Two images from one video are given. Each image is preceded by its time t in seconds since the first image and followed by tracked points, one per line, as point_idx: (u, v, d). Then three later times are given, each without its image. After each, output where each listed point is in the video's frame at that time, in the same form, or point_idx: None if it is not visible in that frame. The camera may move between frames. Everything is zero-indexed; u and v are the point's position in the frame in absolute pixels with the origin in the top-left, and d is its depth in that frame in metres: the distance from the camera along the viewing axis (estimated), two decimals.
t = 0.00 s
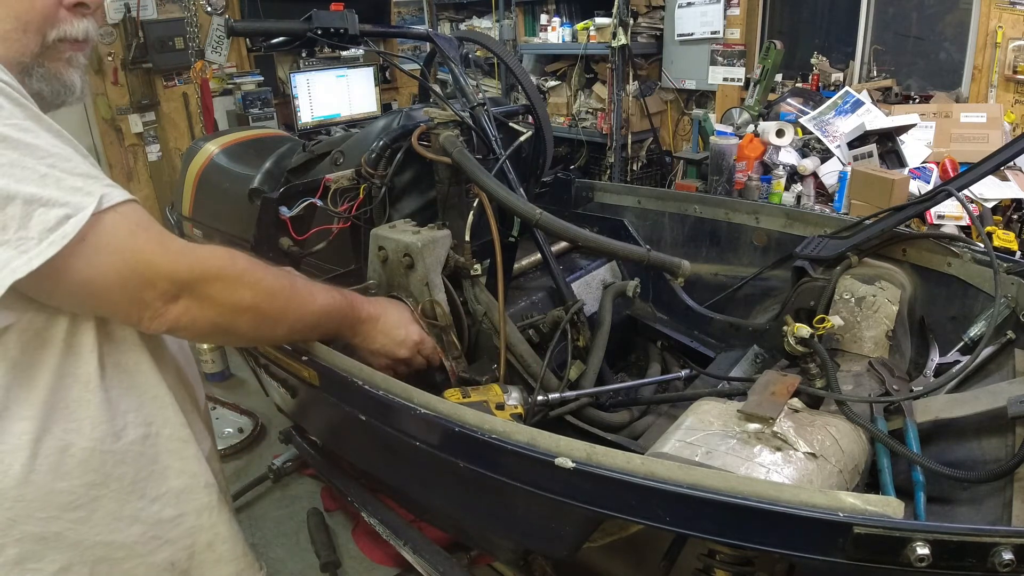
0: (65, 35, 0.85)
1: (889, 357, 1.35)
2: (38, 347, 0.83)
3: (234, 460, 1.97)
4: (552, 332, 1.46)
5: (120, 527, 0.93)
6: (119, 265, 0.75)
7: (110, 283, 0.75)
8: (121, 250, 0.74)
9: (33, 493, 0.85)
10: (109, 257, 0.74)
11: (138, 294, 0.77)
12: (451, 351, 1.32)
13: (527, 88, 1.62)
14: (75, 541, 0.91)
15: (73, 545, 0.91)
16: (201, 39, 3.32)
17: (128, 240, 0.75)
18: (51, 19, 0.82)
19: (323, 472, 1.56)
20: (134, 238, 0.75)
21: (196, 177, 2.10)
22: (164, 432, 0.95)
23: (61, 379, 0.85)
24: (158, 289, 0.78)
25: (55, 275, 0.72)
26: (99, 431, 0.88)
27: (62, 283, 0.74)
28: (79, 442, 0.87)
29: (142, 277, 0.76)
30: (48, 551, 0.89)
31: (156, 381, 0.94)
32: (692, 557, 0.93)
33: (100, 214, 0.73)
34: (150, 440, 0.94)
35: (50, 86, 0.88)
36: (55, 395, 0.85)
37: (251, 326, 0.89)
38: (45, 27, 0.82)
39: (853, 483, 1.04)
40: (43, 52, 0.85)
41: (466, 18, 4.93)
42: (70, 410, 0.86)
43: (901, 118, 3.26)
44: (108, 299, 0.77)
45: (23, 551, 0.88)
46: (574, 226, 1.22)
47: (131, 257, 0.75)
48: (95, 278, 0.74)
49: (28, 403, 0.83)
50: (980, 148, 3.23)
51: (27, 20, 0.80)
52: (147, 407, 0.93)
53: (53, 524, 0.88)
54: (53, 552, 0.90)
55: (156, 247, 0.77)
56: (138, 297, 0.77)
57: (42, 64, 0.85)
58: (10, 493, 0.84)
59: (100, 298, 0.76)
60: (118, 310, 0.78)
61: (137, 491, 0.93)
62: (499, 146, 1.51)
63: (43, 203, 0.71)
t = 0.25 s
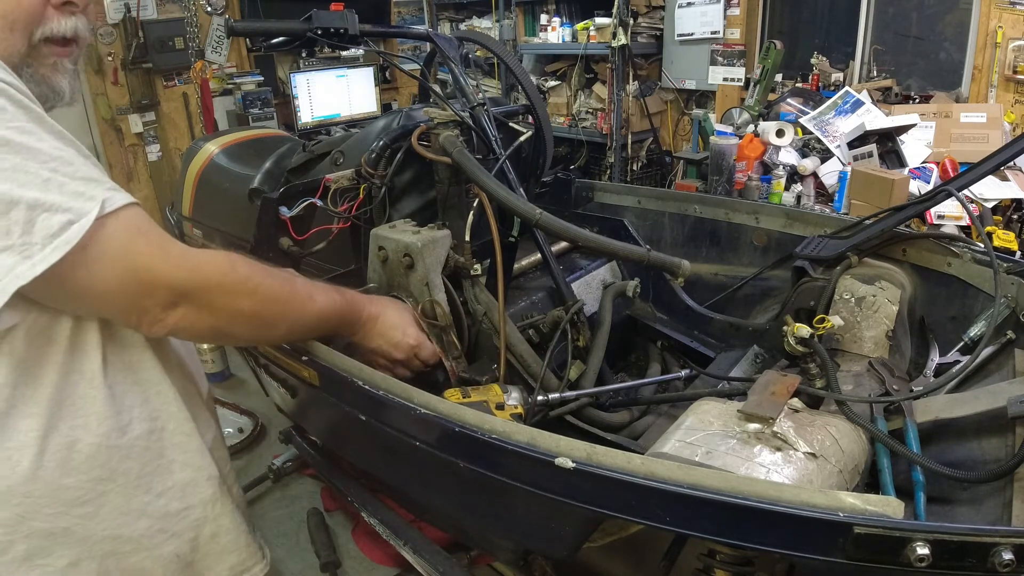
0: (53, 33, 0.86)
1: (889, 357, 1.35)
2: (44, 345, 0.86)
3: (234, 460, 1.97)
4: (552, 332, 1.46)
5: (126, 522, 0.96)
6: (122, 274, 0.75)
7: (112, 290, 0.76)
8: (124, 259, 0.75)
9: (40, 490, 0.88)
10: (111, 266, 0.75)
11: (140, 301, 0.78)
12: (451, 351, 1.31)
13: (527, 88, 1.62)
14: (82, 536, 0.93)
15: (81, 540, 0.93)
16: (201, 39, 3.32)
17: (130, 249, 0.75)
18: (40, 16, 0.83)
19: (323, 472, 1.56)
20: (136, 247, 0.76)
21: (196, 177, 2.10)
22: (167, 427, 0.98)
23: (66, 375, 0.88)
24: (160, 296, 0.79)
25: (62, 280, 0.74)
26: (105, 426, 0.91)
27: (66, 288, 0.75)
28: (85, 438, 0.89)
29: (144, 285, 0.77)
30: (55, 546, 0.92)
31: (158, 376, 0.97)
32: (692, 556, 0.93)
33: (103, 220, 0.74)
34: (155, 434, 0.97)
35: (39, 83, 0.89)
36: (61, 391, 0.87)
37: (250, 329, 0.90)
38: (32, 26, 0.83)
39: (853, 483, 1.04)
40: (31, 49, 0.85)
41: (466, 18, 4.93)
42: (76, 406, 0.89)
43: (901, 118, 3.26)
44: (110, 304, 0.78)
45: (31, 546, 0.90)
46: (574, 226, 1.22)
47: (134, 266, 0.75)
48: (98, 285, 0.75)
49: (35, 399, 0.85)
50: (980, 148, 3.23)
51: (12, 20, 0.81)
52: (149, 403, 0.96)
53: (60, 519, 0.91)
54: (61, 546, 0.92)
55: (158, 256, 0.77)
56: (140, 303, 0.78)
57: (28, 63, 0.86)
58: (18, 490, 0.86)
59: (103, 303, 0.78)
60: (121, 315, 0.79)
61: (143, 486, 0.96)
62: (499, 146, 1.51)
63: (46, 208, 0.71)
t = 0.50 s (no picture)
0: (70, 55, 0.88)
1: (889, 357, 1.35)
2: (45, 348, 0.86)
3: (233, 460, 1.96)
4: (552, 332, 1.46)
5: (130, 521, 0.96)
6: (118, 285, 0.76)
7: (109, 299, 0.77)
8: (119, 270, 0.75)
9: (44, 488, 0.87)
10: (107, 277, 0.75)
11: (137, 310, 0.79)
12: (452, 351, 1.31)
13: (527, 88, 1.62)
14: (87, 535, 0.93)
15: (87, 538, 0.93)
16: (201, 39, 3.32)
17: (126, 260, 0.76)
18: (60, 39, 0.85)
19: (322, 472, 1.56)
20: (132, 257, 0.76)
21: (196, 177, 2.10)
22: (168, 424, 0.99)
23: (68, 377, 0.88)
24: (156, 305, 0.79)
25: (65, 289, 0.75)
26: (109, 425, 0.91)
27: (67, 297, 0.76)
28: (90, 437, 0.90)
29: (140, 295, 0.77)
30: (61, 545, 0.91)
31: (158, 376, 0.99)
32: (692, 556, 0.93)
33: (100, 232, 0.74)
34: (157, 432, 0.97)
35: (46, 96, 0.89)
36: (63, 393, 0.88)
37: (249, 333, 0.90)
38: (49, 44, 0.84)
39: (853, 483, 1.04)
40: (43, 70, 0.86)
41: (466, 18, 4.93)
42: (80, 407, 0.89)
43: (901, 118, 3.26)
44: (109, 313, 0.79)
45: (36, 546, 0.90)
46: (574, 226, 1.22)
47: (130, 276, 0.76)
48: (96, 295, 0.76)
49: (38, 401, 0.85)
50: (980, 148, 3.23)
51: (32, 36, 0.81)
52: (151, 401, 0.97)
53: (66, 518, 0.90)
54: (67, 546, 0.92)
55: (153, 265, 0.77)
56: (137, 313, 0.79)
57: (39, 77, 0.86)
58: (23, 490, 0.86)
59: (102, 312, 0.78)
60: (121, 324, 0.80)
61: (147, 483, 0.96)
62: (499, 146, 1.51)
63: (44, 219, 0.71)
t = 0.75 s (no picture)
0: (84, 69, 0.88)
1: (889, 357, 1.35)
2: (42, 352, 0.86)
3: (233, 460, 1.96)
4: (552, 332, 1.46)
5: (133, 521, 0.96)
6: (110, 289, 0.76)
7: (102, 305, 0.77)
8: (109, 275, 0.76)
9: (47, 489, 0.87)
10: (96, 279, 0.75)
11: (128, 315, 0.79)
12: (451, 351, 1.32)
13: (527, 88, 1.62)
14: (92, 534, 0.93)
15: (88, 539, 0.93)
16: (201, 39, 3.32)
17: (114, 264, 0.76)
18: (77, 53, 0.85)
19: (322, 472, 1.56)
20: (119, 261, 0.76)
21: (196, 177, 2.10)
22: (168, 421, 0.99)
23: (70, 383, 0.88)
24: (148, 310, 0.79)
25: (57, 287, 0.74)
26: (110, 427, 0.91)
27: (57, 300, 0.76)
28: (93, 437, 0.90)
29: (130, 297, 0.77)
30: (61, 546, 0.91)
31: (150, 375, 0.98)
32: (692, 556, 0.93)
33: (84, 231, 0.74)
34: (159, 433, 0.97)
35: (57, 107, 0.90)
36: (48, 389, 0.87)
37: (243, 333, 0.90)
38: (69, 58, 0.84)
39: (853, 483, 1.04)
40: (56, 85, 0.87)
41: (466, 18, 4.92)
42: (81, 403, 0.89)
43: (901, 118, 3.26)
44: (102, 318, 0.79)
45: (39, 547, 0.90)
46: (574, 226, 1.21)
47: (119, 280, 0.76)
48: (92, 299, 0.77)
49: (38, 405, 0.86)
50: (980, 148, 3.23)
51: (55, 49, 0.82)
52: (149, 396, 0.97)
53: (68, 519, 0.91)
54: (69, 546, 0.92)
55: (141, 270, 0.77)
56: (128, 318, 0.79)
57: (54, 89, 0.87)
58: (25, 493, 0.87)
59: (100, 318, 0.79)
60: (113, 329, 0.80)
61: (149, 484, 0.96)
62: (499, 146, 1.51)
63: (32, 215, 0.71)
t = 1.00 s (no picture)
0: (98, 80, 0.83)
1: (889, 357, 1.35)
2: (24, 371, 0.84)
3: (233, 460, 1.97)
4: (552, 332, 1.46)
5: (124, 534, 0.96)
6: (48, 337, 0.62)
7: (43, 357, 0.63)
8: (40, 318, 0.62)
9: (15, 548, 0.78)
10: (35, 325, 0.61)
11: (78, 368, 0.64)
12: (451, 351, 1.33)
13: (527, 89, 1.62)
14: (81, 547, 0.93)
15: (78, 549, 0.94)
16: (201, 39, 3.32)
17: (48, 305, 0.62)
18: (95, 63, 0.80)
19: (322, 472, 1.56)
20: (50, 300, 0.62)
21: (196, 176, 2.10)
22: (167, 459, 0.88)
23: (54, 427, 0.78)
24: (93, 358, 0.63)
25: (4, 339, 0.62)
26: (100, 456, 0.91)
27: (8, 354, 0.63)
28: (63, 500, 0.79)
29: (70, 343, 0.62)
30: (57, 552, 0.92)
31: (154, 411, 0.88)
32: (691, 556, 0.93)
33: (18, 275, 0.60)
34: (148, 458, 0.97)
35: (71, 119, 0.82)
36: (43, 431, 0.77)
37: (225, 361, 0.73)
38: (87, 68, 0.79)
39: (853, 483, 1.04)
40: (74, 97, 0.80)
41: (466, 18, 4.93)
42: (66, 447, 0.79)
43: (901, 118, 3.26)
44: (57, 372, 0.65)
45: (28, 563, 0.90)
46: (574, 226, 1.22)
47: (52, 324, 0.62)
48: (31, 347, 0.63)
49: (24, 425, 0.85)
50: (980, 148, 3.23)
51: (75, 58, 0.76)
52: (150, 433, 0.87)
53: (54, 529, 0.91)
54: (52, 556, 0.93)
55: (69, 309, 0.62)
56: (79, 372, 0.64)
57: (70, 98, 0.80)
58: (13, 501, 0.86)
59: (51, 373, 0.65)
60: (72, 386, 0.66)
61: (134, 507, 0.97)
62: (499, 146, 1.51)
63: None
